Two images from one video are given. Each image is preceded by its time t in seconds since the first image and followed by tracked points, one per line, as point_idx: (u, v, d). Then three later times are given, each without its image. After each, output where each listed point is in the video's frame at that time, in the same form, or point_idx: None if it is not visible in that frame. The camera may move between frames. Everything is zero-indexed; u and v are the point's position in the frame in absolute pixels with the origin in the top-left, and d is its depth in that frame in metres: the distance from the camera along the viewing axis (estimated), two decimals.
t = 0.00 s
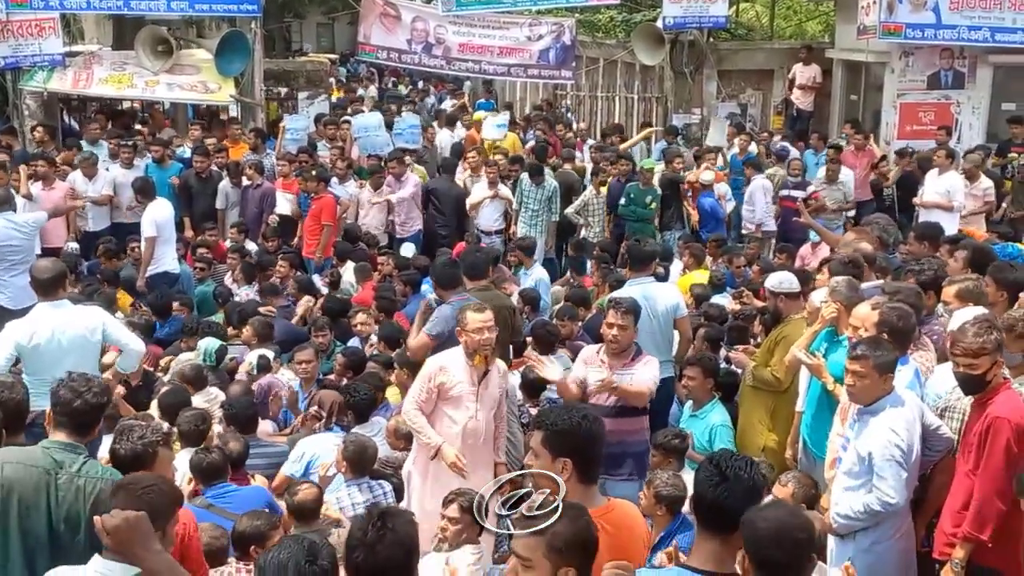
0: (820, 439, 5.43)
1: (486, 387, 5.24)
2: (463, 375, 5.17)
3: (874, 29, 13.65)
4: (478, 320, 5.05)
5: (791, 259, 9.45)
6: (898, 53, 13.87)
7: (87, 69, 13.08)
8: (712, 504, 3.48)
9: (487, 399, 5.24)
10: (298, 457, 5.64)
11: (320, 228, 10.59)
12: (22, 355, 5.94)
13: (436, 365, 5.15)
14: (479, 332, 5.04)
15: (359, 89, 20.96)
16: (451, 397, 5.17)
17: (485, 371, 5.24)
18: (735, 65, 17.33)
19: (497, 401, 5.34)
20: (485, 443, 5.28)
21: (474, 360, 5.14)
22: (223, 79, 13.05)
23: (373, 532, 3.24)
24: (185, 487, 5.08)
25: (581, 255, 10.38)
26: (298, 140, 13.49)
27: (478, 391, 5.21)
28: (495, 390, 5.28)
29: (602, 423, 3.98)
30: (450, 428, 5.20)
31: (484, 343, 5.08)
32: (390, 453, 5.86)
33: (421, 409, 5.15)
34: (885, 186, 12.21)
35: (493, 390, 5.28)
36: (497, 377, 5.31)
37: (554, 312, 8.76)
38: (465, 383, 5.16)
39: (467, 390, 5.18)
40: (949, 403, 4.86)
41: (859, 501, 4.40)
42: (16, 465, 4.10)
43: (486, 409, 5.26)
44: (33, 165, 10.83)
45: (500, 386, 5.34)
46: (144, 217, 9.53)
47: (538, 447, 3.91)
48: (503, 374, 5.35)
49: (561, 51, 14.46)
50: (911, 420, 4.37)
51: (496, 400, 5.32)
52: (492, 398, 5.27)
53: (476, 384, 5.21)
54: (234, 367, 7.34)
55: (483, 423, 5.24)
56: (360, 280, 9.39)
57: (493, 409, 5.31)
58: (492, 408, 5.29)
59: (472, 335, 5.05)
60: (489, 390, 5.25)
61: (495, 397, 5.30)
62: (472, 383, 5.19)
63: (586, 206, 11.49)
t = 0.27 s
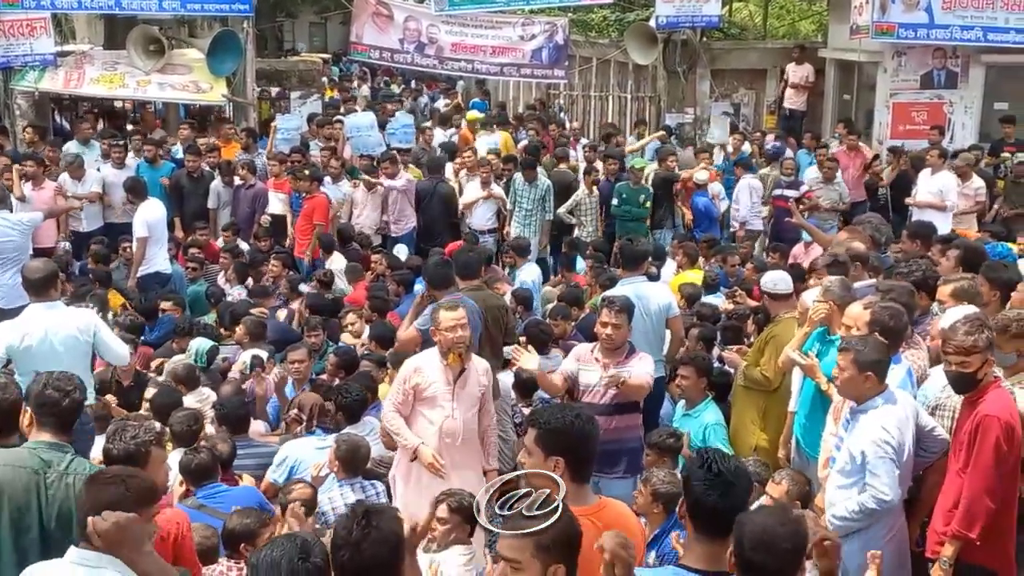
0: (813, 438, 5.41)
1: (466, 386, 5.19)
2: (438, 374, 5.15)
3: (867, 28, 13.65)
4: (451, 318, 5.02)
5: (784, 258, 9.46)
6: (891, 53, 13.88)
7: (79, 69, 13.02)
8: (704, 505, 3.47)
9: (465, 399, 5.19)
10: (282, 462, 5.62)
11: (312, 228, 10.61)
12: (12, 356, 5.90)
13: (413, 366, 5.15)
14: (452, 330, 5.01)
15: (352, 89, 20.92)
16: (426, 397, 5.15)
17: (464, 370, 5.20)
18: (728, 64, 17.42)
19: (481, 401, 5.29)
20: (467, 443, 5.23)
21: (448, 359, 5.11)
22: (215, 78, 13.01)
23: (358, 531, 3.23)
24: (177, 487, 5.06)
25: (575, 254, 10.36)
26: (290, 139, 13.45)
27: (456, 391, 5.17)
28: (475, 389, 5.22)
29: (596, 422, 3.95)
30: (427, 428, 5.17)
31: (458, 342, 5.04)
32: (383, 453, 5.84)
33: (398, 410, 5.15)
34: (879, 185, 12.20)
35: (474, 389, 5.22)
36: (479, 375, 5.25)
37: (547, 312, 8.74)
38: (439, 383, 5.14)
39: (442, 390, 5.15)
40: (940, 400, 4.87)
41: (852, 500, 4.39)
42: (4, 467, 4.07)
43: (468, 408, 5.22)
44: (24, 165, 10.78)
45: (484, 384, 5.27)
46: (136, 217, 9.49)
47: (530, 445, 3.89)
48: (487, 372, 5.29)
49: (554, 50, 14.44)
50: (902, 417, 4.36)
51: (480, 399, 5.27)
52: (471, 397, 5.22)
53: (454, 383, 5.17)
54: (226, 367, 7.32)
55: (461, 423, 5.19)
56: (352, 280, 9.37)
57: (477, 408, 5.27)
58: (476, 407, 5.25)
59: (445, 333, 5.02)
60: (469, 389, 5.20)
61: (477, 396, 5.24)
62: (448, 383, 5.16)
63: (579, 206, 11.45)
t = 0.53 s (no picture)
0: (808, 439, 5.43)
1: (442, 388, 5.20)
2: (412, 377, 5.19)
3: (860, 30, 13.68)
4: (423, 319, 5.05)
5: (778, 259, 9.49)
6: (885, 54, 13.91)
7: (73, 70, 13.01)
8: (700, 509, 3.49)
9: (441, 401, 5.20)
10: (273, 468, 5.63)
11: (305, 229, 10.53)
12: (8, 357, 5.90)
13: (389, 370, 5.20)
14: (424, 332, 5.03)
15: (347, 90, 20.93)
16: (401, 401, 5.20)
17: (440, 370, 5.21)
18: (723, 66, 17.37)
19: (462, 402, 5.28)
20: (445, 444, 5.25)
21: (421, 362, 5.14)
22: (210, 80, 12.99)
23: (351, 525, 3.29)
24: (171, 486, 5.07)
25: (570, 255, 10.38)
26: (285, 141, 13.45)
27: (430, 392, 5.19)
28: (453, 391, 5.22)
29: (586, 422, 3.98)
30: (404, 429, 5.22)
31: (429, 343, 5.07)
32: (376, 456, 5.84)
33: (376, 413, 5.20)
34: (873, 186, 12.23)
35: (452, 389, 5.22)
36: (458, 375, 5.24)
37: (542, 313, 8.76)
38: (412, 386, 5.17)
39: (416, 392, 5.18)
40: (934, 401, 4.92)
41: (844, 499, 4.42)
42: None
43: (447, 409, 5.23)
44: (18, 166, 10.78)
45: (464, 384, 5.26)
46: (131, 219, 9.49)
47: (522, 447, 3.92)
48: (468, 372, 5.28)
49: (549, 52, 14.45)
50: (895, 417, 4.37)
51: (460, 400, 5.26)
52: (448, 399, 5.22)
53: (430, 384, 5.19)
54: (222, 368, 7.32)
55: (438, 425, 5.21)
56: (348, 281, 9.39)
57: (458, 409, 5.28)
58: (456, 408, 5.25)
59: (416, 336, 5.05)
60: (447, 389, 5.21)
61: (455, 397, 5.24)
62: (421, 385, 5.18)
63: (573, 207, 11.42)
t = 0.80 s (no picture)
0: (803, 440, 5.44)
1: (418, 389, 5.24)
2: (388, 380, 5.24)
3: (856, 30, 13.69)
4: (394, 322, 5.07)
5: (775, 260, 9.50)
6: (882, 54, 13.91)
7: (71, 72, 12.99)
8: (697, 511, 3.49)
9: (416, 402, 5.24)
10: (271, 471, 5.63)
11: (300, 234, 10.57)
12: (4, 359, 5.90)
13: (369, 376, 5.27)
14: (392, 337, 5.06)
15: (344, 91, 20.93)
16: (380, 404, 5.26)
17: (416, 371, 5.23)
18: (720, 66, 17.53)
19: (441, 402, 5.31)
20: (423, 444, 5.29)
21: (394, 364, 5.17)
22: (207, 82, 13.00)
23: (347, 528, 3.30)
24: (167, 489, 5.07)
25: (567, 256, 10.38)
26: (282, 143, 13.44)
27: (405, 395, 5.24)
28: (430, 391, 5.25)
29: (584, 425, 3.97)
30: (384, 432, 5.29)
31: (400, 347, 5.09)
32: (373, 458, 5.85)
33: (360, 416, 5.29)
34: (870, 187, 12.24)
35: (429, 389, 5.25)
36: (435, 376, 5.26)
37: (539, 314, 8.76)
38: (388, 390, 5.23)
39: (392, 395, 5.24)
40: (928, 401, 4.89)
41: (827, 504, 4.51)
42: None
43: (425, 410, 5.27)
44: (16, 169, 10.78)
45: (442, 384, 5.28)
46: (128, 220, 9.49)
47: (521, 451, 3.91)
48: (445, 371, 5.29)
49: (546, 53, 14.42)
50: (884, 424, 4.37)
51: (439, 400, 5.29)
52: (425, 399, 5.25)
53: (406, 386, 5.23)
54: (219, 370, 7.32)
55: (416, 426, 5.25)
56: (344, 283, 9.39)
57: (438, 409, 5.31)
58: (434, 408, 5.28)
59: (385, 340, 5.08)
60: (424, 390, 5.24)
61: (433, 397, 5.27)
62: (396, 387, 5.23)
63: (571, 208, 11.38)
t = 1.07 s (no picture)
0: (802, 440, 5.47)
1: (404, 389, 5.20)
2: (376, 381, 5.22)
3: (855, 32, 13.73)
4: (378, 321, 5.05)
5: (774, 260, 9.54)
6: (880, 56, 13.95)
7: (71, 75, 13.02)
8: (700, 510, 3.52)
9: (404, 402, 5.21)
10: (274, 473, 5.63)
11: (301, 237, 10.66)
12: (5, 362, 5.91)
13: (358, 378, 5.26)
14: (376, 335, 5.02)
15: (344, 94, 20.97)
16: (370, 406, 5.23)
17: (402, 371, 5.21)
18: (719, 68, 17.54)
19: (429, 401, 5.27)
20: (411, 444, 5.24)
21: (380, 365, 5.15)
22: (208, 85, 13.04)
23: (351, 527, 3.33)
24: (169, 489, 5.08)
25: (567, 258, 10.41)
26: (283, 146, 13.47)
27: (392, 395, 5.21)
28: (416, 390, 5.21)
29: (588, 424, 3.98)
30: (376, 433, 5.25)
31: (384, 346, 5.06)
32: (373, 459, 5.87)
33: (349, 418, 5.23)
34: (869, 188, 12.29)
35: (417, 388, 5.22)
36: (422, 375, 5.23)
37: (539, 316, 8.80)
38: (375, 390, 5.21)
39: (380, 396, 5.21)
40: (927, 401, 4.89)
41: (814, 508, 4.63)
42: None
43: (413, 409, 5.23)
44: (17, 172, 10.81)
45: (429, 383, 5.24)
46: (129, 223, 9.52)
47: (525, 448, 3.92)
48: (433, 370, 5.25)
49: (546, 55, 14.38)
50: (871, 429, 4.44)
51: (427, 399, 5.25)
52: (413, 398, 5.22)
53: (394, 386, 5.21)
54: (221, 372, 7.34)
55: (406, 425, 5.22)
56: (345, 285, 9.43)
57: (427, 409, 5.27)
58: (423, 407, 5.24)
59: (369, 340, 5.05)
60: (411, 389, 5.21)
61: (420, 396, 5.23)
62: (383, 387, 5.21)
63: (571, 210, 11.43)
